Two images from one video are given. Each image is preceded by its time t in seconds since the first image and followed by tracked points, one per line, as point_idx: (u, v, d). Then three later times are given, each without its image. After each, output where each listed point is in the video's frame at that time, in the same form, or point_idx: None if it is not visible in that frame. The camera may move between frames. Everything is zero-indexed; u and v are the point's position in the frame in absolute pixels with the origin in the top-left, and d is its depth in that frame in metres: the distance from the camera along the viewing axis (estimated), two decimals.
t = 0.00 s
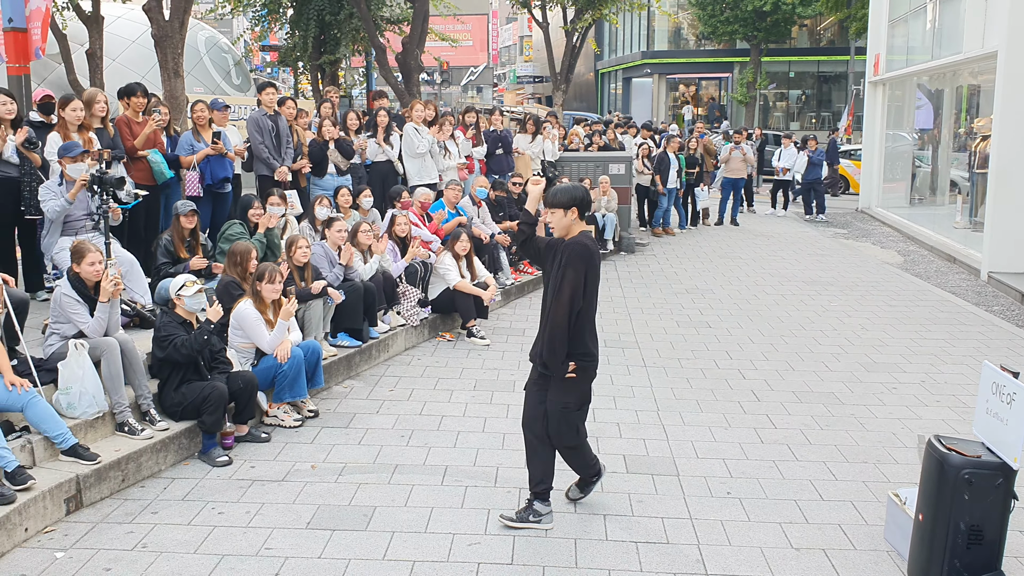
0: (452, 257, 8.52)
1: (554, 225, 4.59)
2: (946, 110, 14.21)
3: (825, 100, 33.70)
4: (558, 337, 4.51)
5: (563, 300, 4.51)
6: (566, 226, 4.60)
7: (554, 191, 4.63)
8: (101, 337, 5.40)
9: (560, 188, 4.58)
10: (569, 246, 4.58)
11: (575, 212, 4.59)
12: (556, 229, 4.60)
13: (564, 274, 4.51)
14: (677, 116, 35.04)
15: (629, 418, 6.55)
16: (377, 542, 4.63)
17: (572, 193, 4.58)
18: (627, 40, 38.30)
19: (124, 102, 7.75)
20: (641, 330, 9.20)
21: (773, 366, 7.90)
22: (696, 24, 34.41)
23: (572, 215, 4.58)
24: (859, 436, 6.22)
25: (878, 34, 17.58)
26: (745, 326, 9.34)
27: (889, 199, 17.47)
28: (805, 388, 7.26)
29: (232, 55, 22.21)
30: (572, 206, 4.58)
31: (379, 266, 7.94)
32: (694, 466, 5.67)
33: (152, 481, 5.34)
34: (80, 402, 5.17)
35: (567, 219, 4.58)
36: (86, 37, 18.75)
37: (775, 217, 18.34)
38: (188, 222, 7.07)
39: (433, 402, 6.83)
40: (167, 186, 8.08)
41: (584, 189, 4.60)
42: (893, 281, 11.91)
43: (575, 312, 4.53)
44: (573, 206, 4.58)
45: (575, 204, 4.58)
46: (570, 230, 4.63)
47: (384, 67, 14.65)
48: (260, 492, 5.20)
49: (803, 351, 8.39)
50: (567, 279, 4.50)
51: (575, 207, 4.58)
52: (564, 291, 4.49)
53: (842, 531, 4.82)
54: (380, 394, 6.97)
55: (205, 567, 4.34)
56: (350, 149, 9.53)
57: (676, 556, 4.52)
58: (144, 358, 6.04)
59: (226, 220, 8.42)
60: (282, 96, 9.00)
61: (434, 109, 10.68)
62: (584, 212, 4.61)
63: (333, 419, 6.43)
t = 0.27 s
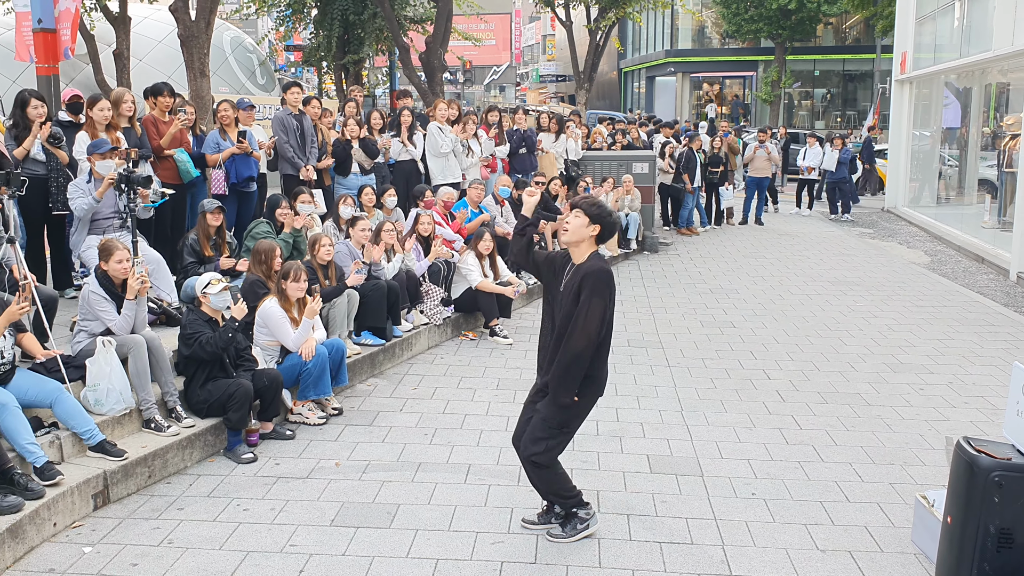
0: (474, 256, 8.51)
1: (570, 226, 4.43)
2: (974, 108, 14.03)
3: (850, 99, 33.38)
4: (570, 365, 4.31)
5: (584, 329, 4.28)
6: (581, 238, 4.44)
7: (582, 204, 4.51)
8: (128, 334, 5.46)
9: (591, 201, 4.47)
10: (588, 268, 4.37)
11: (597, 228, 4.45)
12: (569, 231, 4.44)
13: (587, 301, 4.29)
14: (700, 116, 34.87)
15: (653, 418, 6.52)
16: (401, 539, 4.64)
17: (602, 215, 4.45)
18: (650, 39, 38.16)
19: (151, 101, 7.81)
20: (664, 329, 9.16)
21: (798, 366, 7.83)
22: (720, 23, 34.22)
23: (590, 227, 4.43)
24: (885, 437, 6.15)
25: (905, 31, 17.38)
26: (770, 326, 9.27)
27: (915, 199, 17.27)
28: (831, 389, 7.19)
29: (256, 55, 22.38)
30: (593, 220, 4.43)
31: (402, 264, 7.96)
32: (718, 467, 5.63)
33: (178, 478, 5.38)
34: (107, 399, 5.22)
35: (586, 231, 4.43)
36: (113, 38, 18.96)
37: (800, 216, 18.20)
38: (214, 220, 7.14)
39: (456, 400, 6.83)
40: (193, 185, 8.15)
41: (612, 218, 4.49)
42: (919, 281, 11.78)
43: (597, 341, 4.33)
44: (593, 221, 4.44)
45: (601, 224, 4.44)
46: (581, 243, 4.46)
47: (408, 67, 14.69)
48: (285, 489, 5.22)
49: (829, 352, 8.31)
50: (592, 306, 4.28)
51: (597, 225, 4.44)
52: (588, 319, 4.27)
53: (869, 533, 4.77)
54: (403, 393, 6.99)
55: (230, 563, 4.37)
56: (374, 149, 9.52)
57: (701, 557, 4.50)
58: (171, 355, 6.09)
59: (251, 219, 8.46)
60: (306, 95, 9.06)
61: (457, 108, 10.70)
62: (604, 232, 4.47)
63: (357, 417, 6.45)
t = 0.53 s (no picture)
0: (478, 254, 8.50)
1: (572, 296, 4.22)
2: (979, 107, 13.99)
3: (854, 98, 33.30)
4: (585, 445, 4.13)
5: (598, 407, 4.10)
6: (584, 308, 4.23)
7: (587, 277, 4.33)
8: (132, 331, 5.46)
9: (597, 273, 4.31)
10: (593, 340, 4.16)
11: (601, 300, 4.27)
12: (571, 300, 4.22)
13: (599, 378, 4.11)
14: (704, 114, 34.83)
15: (656, 417, 6.51)
16: (404, 537, 4.64)
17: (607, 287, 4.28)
18: (654, 37, 38.11)
19: (155, 98, 7.83)
20: (668, 328, 9.15)
21: (801, 365, 7.81)
22: (724, 21, 34.16)
23: (594, 297, 4.24)
24: (889, 437, 6.14)
25: (910, 30, 17.33)
26: (773, 325, 9.26)
27: (920, 198, 17.23)
28: (835, 389, 7.17)
29: (260, 52, 22.39)
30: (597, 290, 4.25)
31: (407, 262, 7.94)
32: (722, 466, 5.62)
33: (181, 474, 5.39)
34: (110, 395, 5.22)
35: (591, 301, 4.22)
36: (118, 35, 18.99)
37: (804, 214, 18.17)
38: (218, 217, 7.13)
39: (460, 398, 6.83)
40: (196, 182, 8.15)
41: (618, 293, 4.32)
42: (924, 280, 11.74)
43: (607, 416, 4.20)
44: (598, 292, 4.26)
45: (607, 296, 4.26)
46: (583, 314, 4.25)
47: (412, 64, 14.67)
48: (288, 486, 5.22)
49: (832, 351, 8.29)
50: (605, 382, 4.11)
51: (603, 296, 4.26)
52: (603, 397, 4.09)
53: (873, 533, 4.76)
54: (406, 390, 6.99)
55: (233, 560, 4.37)
56: (377, 146, 9.37)
57: (704, 556, 4.49)
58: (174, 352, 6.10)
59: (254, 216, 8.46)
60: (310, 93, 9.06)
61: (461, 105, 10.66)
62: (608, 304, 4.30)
63: (360, 414, 6.44)
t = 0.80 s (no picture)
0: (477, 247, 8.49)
1: (565, 417, 3.71)
2: (979, 100, 13.96)
3: (854, 91, 33.22)
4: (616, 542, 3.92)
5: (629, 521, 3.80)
6: (584, 424, 3.74)
7: (571, 383, 3.75)
8: (129, 323, 5.46)
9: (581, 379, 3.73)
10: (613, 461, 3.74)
11: (594, 408, 3.74)
12: (565, 421, 3.71)
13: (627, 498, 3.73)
14: (704, 107, 34.79)
15: (654, 409, 6.51)
16: (402, 529, 4.64)
17: (599, 388, 3.74)
18: (654, 30, 38.05)
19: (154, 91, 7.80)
20: (666, 321, 9.15)
21: (800, 358, 7.81)
22: (724, 14, 34.08)
23: (591, 411, 3.72)
24: (887, 430, 6.13)
25: (910, 22, 17.29)
26: (772, 318, 9.25)
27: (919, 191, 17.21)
28: (833, 381, 7.17)
29: (259, 44, 22.35)
30: (589, 401, 3.71)
31: (406, 255, 7.93)
32: (719, 459, 5.62)
33: (179, 466, 5.39)
34: (109, 387, 5.21)
35: (585, 415, 3.72)
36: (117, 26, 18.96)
37: (803, 207, 18.16)
38: (215, 209, 7.13)
39: (458, 391, 6.83)
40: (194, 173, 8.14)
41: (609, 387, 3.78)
42: (922, 273, 11.74)
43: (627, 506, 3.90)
44: (591, 402, 3.72)
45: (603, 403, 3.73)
46: (583, 428, 3.76)
47: (411, 56, 14.64)
48: (286, 479, 5.23)
49: (831, 344, 8.29)
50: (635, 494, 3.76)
51: (597, 405, 3.72)
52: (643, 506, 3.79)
53: (870, 526, 4.76)
54: (404, 383, 6.99)
55: (230, 553, 4.37)
56: (376, 139, 9.46)
57: (701, 548, 4.49)
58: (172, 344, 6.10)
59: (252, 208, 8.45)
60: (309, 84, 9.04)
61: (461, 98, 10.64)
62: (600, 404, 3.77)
63: (358, 407, 6.45)
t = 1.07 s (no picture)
0: (464, 218, 8.46)
1: (600, 458, 3.46)
2: (967, 71, 13.93)
3: (844, 62, 33.09)
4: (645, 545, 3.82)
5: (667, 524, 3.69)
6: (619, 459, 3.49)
7: (600, 418, 3.46)
8: (114, 293, 5.42)
9: (610, 419, 3.41)
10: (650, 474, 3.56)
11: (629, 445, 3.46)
12: (598, 459, 3.48)
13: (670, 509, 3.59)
14: (693, 77, 34.62)
15: (641, 379, 6.53)
16: (389, 498, 4.65)
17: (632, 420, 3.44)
18: None
19: (136, 58, 7.70)
20: (654, 291, 9.16)
21: (786, 329, 7.84)
22: None
23: (626, 449, 3.45)
24: (871, 400, 6.17)
25: None
26: (758, 289, 9.27)
27: (906, 162, 17.23)
28: (818, 352, 7.21)
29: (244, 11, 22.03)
30: (623, 439, 3.43)
31: (393, 226, 7.88)
32: (705, 428, 5.65)
33: (166, 436, 5.39)
34: (93, 357, 5.19)
35: (616, 454, 3.46)
36: None
37: (791, 178, 18.16)
38: (198, 179, 7.06)
39: (445, 362, 6.84)
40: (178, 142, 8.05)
41: (642, 416, 3.49)
42: (909, 244, 11.78)
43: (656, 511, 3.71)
44: (625, 439, 3.43)
45: (637, 436, 3.45)
46: (618, 461, 3.52)
47: (398, 24, 14.46)
48: (272, 449, 5.23)
49: (817, 314, 8.32)
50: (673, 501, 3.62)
51: (632, 441, 3.44)
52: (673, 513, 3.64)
53: (854, 494, 4.80)
54: (391, 354, 6.99)
55: (217, 523, 4.37)
56: (362, 107, 9.40)
57: (686, 516, 4.53)
58: (157, 314, 6.07)
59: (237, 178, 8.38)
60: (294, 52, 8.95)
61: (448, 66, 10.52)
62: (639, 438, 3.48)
63: (345, 377, 6.45)
